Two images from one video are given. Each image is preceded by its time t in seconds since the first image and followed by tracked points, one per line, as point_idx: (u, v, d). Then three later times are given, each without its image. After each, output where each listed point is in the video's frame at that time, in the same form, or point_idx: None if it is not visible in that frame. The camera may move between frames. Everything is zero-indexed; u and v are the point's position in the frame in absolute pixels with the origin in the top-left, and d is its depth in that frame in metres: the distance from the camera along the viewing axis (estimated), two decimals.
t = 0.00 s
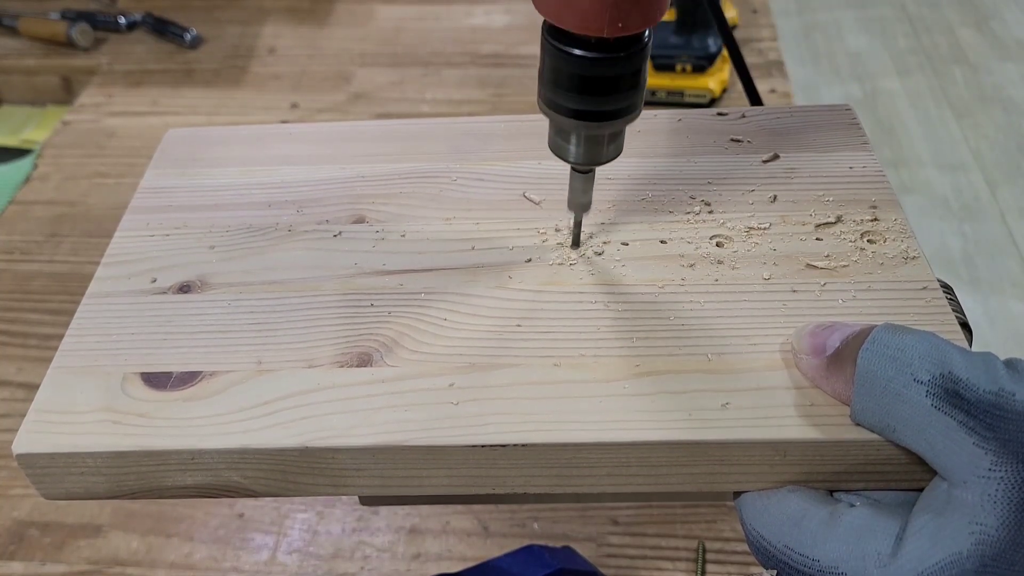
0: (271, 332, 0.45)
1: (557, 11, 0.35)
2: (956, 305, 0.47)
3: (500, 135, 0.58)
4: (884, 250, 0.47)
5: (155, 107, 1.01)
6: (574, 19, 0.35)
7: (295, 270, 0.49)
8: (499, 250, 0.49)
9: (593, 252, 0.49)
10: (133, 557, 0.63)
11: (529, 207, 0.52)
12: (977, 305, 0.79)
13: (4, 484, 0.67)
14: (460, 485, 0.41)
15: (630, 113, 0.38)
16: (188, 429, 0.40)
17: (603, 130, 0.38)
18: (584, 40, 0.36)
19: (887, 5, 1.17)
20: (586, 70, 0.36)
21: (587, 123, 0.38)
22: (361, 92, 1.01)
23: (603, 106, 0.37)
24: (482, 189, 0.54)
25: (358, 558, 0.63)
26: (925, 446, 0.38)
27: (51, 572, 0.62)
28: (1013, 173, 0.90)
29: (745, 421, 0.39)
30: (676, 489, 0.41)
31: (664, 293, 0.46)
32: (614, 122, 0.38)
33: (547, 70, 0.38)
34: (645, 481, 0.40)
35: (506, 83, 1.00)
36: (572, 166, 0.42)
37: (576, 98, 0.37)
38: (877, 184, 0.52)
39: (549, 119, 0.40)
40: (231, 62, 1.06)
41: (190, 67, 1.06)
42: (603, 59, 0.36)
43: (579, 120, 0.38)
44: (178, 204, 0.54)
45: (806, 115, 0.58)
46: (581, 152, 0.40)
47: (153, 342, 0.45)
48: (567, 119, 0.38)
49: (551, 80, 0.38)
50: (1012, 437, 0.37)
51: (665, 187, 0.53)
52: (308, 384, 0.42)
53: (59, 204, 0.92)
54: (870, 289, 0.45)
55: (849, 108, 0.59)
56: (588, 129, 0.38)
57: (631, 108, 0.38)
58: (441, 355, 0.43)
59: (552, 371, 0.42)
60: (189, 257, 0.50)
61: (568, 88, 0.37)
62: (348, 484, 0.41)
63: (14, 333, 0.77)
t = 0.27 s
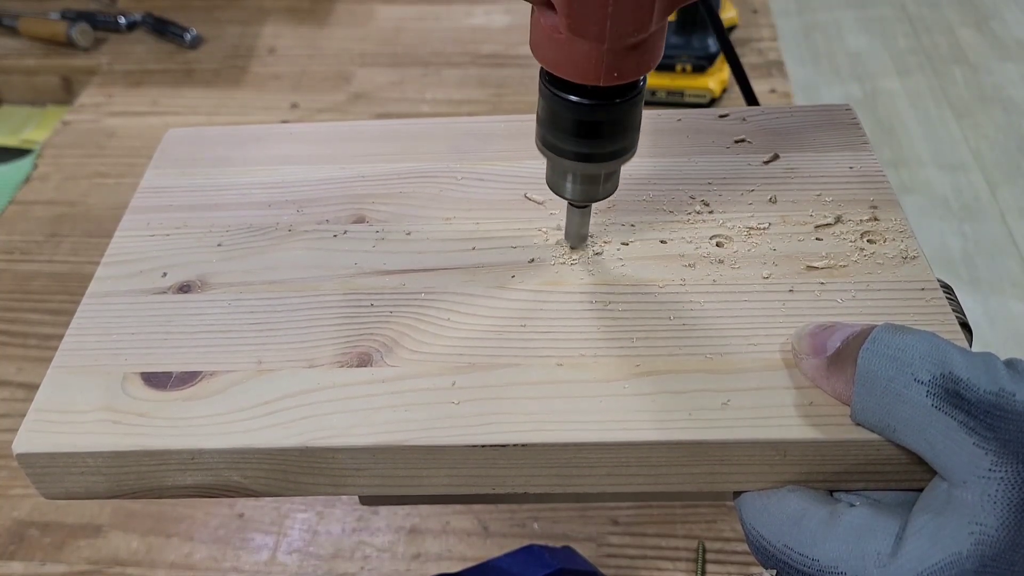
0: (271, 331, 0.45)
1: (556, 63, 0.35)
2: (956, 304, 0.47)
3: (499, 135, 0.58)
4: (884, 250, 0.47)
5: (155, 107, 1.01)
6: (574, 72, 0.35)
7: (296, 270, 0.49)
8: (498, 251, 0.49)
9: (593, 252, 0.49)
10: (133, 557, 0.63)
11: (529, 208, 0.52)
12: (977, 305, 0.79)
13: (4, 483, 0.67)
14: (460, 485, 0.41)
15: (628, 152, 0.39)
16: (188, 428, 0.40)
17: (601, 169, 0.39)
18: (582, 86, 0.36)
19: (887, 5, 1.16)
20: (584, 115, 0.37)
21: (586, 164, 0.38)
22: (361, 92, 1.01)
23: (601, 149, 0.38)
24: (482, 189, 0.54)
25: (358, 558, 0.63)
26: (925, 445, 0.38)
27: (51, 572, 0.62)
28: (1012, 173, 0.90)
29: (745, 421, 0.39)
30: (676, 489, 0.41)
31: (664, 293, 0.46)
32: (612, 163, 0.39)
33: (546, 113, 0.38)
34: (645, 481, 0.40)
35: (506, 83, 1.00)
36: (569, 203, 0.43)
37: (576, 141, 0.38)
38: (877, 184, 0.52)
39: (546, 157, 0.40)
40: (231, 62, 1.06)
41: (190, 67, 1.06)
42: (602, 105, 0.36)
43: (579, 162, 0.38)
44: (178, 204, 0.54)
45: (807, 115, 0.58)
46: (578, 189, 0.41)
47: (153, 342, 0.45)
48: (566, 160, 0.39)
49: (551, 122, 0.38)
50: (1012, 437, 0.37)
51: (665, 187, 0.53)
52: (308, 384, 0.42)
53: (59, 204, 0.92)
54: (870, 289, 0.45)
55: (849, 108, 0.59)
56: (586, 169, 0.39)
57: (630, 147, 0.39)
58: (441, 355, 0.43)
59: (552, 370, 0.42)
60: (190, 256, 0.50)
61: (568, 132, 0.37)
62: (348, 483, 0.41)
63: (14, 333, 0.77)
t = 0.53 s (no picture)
0: (271, 333, 0.45)
1: (556, 74, 0.35)
2: (956, 305, 0.47)
3: (499, 135, 0.58)
4: (883, 251, 0.47)
5: (155, 107, 1.01)
6: (574, 83, 0.35)
7: (295, 271, 0.49)
8: (497, 252, 0.49)
9: (593, 254, 0.49)
10: (133, 557, 0.63)
11: (529, 209, 0.52)
12: (977, 306, 0.79)
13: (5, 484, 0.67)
14: (459, 487, 0.41)
15: (628, 162, 0.39)
16: (188, 430, 0.40)
17: (601, 179, 0.39)
18: (581, 97, 0.36)
19: (887, 5, 1.16)
20: (584, 126, 0.37)
21: (586, 174, 0.38)
22: (361, 92, 1.01)
23: (601, 160, 0.38)
24: (482, 190, 0.54)
25: (358, 558, 0.63)
26: (926, 446, 0.38)
27: (51, 572, 0.62)
28: (1013, 173, 0.90)
29: (744, 422, 0.39)
30: (676, 491, 0.41)
31: (664, 294, 0.46)
32: (611, 173, 0.39)
33: (546, 123, 0.38)
34: (644, 482, 0.40)
35: (507, 83, 1.00)
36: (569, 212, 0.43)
37: (576, 151, 0.38)
38: (877, 185, 0.52)
39: (546, 166, 0.40)
40: (231, 62, 1.06)
41: (190, 67, 1.06)
42: (601, 116, 0.36)
43: (579, 171, 0.38)
44: (178, 205, 0.54)
45: (806, 116, 0.58)
46: (578, 198, 0.41)
47: (153, 343, 0.45)
48: (567, 170, 0.39)
49: (551, 133, 0.38)
50: (1013, 439, 0.37)
51: (665, 188, 0.53)
52: (308, 386, 0.42)
53: (59, 204, 0.92)
54: (870, 290, 0.45)
55: (849, 108, 0.59)
56: (587, 179, 0.39)
57: (629, 157, 0.39)
58: (441, 356, 0.43)
59: (551, 372, 0.42)
60: (190, 258, 0.50)
61: (567, 142, 0.37)
62: (348, 485, 0.41)
63: (14, 333, 0.77)
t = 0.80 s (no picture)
0: (271, 330, 0.45)
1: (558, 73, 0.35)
2: (956, 304, 0.47)
3: (499, 134, 0.58)
4: (883, 250, 0.47)
5: (155, 107, 1.01)
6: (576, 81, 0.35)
7: (296, 269, 0.49)
8: (498, 250, 0.49)
9: (593, 252, 0.49)
10: (133, 557, 0.63)
11: (529, 207, 0.52)
12: (977, 305, 0.79)
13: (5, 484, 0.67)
14: (460, 484, 0.41)
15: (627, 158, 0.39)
16: (189, 427, 0.40)
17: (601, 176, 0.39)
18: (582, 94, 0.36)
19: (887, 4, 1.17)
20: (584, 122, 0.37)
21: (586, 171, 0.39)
22: (361, 92, 1.01)
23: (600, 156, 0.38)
24: (482, 189, 0.54)
25: (358, 558, 0.63)
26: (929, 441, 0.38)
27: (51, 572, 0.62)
28: (1012, 172, 0.90)
29: (745, 419, 0.39)
30: (676, 489, 0.41)
31: (665, 292, 0.46)
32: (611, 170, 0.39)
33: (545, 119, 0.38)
34: (645, 480, 0.40)
35: (506, 83, 1.00)
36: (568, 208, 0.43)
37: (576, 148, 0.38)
38: (878, 184, 0.52)
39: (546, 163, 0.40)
40: (231, 62, 1.06)
41: (190, 67, 1.06)
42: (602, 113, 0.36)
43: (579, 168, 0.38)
44: (178, 204, 0.54)
45: (806, 115, 0.58)
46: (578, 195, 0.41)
47: (154, 341, 0.45)
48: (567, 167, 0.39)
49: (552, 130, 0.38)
50: (1011, 430, 0.38)
51: (665, 186, 0.53)
52: (309, 383, 0.42)
53: (59, 204, 0.92)
54: (870, 289, 0.45)
55: (849, 108, 0.59)
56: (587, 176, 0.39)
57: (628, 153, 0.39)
58: (441, 354, 0.43)
59: (552, 369, 0.42)
60: (190, 256, 0.50)
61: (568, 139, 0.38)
62: (349, 483, 0.41)
63: (14, 332, 0.77)
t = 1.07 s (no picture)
0: (271, 330, 0.45)
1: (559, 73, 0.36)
2: (957, 305, 0.47)
3: (500, 134, 0.58)
4: (883, 250, 0.47)
5: (155, 107, 1.01)
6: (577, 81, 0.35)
7: (296, 269, 0.49)
8: (497, 250, 0.49)
9: (594, 252, 0.49)
10: (133, 557, 0.64)
11: (529, 207, 0.52)
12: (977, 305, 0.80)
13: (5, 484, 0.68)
14: (460, 484, 0.41)
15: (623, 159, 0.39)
16: (188, 427, 0.40)
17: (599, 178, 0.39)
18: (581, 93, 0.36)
19: (887, 5, 1.20)
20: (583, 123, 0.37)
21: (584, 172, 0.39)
22: (361, 93, 1.02)
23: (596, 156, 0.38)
24: (482, 189, 0.54)
25: (358, 558, 0.64)
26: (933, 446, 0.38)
27: (51, 571, 0.63)
28: (1013, 172, 0.91)
29: (745, 419, 0.39)
30: (676, 488, 0.41)
31: (665, 292, 0.46)
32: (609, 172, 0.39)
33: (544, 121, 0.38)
34: (645, 480, 0.40)
35: (506, 84, 1.00)
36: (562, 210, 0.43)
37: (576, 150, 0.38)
38: (878, 184, 0.52)
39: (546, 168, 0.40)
40: (231, 62, 1.06)
41: (190, 67, 1.06)
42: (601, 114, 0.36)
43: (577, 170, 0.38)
44: (178, 203, 0.54)
45: (807, 115, 0.58)
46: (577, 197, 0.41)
47: (153, 340, 0.45)
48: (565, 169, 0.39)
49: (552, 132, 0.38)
50: None
51: (665, 186, 0.53)
52: (309, 383, 0.42)
53: (59, 204, 0.92)
54: (870, 289, 0.45)
55: (849, 107, 0.59)
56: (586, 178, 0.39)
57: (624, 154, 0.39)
58: (441, 354, 0.43)
59: (552, 369, 0.42)
60: (190, 256, 0.50)
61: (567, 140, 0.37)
62: (348, 482, 0.41)
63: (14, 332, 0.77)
